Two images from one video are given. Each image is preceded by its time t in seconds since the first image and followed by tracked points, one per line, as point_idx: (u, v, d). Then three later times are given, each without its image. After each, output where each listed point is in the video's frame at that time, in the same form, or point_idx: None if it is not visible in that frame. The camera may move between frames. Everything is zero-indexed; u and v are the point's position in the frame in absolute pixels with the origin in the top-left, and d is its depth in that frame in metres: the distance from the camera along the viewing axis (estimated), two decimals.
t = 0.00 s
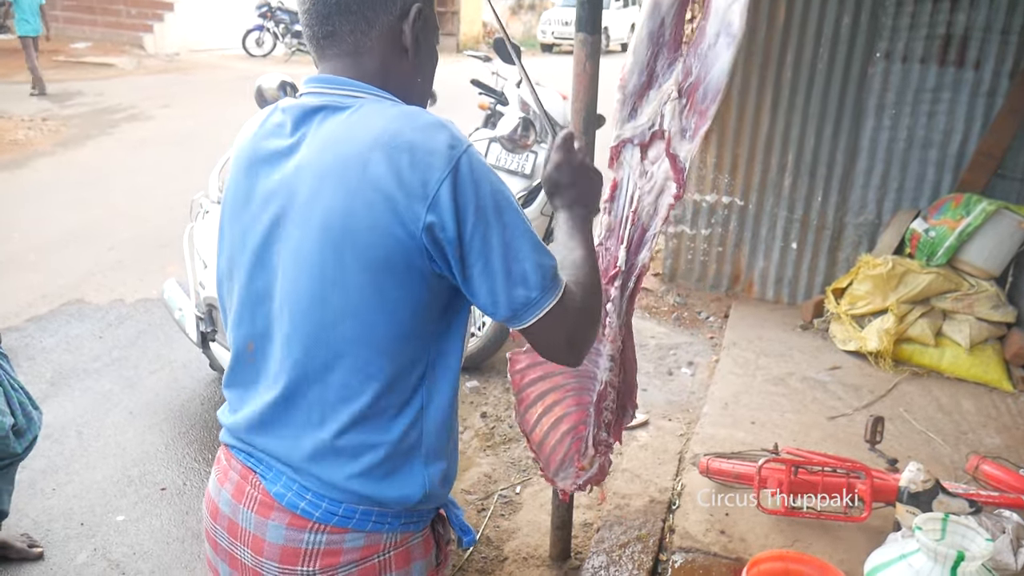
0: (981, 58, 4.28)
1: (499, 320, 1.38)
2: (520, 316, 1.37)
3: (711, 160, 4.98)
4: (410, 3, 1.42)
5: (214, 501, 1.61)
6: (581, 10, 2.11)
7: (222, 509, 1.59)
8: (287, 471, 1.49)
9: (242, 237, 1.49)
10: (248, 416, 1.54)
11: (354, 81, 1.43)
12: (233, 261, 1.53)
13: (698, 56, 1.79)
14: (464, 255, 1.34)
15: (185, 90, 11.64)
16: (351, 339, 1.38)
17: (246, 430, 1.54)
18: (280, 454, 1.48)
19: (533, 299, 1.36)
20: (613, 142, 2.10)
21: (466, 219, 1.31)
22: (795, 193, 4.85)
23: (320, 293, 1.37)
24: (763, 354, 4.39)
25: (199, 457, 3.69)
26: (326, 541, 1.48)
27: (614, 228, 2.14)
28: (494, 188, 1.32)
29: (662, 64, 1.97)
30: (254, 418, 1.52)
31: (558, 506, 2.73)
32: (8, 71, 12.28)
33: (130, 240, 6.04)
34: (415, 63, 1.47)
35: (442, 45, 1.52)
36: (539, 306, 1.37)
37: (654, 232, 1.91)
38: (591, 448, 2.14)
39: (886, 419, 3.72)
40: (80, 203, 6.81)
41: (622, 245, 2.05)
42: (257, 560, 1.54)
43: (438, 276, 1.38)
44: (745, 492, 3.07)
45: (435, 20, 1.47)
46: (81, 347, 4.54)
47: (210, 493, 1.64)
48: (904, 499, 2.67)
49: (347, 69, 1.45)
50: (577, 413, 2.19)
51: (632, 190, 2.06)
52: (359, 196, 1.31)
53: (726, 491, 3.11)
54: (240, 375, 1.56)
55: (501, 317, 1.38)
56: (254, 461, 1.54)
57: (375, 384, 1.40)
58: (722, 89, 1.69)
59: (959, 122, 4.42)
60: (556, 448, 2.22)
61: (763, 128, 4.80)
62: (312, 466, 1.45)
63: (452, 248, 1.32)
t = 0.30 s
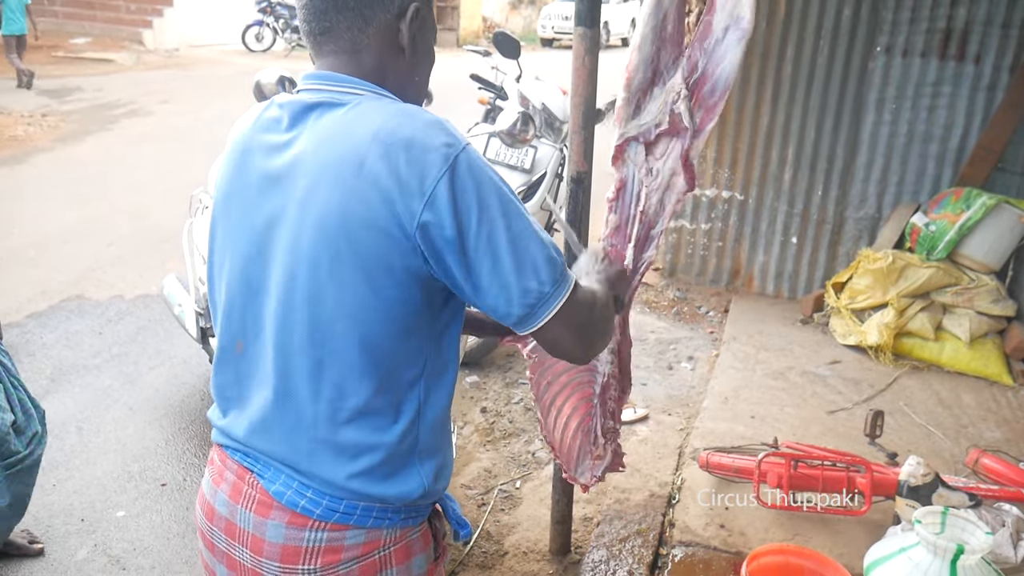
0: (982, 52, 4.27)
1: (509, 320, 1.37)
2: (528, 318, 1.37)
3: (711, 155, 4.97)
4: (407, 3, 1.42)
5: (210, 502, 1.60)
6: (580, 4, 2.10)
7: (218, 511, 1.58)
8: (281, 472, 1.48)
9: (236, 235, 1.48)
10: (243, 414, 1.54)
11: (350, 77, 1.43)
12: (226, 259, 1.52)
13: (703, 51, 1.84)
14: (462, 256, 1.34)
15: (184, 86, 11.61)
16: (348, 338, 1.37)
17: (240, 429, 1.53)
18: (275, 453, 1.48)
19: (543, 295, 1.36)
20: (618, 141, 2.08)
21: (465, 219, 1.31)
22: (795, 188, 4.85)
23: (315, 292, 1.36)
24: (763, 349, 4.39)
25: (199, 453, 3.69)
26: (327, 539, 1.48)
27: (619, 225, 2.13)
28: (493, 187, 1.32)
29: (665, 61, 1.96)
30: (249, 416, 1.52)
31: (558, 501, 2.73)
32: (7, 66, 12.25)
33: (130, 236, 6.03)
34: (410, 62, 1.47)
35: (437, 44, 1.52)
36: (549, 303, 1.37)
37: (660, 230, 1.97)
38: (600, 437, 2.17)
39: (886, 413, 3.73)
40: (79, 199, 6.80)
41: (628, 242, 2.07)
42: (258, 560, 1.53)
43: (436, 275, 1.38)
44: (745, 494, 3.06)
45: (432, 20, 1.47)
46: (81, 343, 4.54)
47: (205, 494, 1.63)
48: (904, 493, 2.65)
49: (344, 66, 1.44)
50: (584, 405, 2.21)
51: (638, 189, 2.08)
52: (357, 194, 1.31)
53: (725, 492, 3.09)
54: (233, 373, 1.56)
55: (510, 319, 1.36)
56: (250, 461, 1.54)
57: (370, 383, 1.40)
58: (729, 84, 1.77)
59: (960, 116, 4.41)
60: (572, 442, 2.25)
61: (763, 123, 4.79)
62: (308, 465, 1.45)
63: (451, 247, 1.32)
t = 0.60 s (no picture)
0: (978, 46, 4.28)
1: (511, 326, 1.41)
2: (533, 322, 1.41)
3: (708, 150, 4.97)
4: (412, 3, 1.42)
5: (204, 503, 1.60)
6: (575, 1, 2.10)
7: (213, 511, 1.58)
8: (278, 471, 1.48)
9: (235, 231, 1.46)
10: (238, 413, 1.52)
11: (354, 77, 1.43)
12: (224, 255, 1.50)
13: (693, 49, 1.81)
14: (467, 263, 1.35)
15: (180, 83, 11.58)
16: (350, 341, 1.37)
17: (235, 428, 1.52)
18: (271, 453, 1.48)
19: (545, 303, 1.40)
20: (616, 138, 2.12)
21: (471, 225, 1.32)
22: (792, 183, 4.85)
23: (317, 293, 1.36)
24: (761, 344, 4.40)
25: (196, 451, 3.69)
26: (325, 538, 1.48)
27: (619, 225, 2.18)
28: (501, 196, 1.33)
29: (660, 59, 1.97)
30: (246, 415, 1.51)
31: (556, 497, 2.73)
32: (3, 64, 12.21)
33: (127, 234, 6.02)
34: (414, 63, 1.47)
35: (440, 45, 1.53)
36: (551, 310, 1.41)
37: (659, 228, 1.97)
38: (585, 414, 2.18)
39: (883, 408, 3.73)
40: (75, 197, 6.79)
41: (627, 241, 2.12)
42: (254, 560, 1.53)
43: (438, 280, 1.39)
44: (745, 494, 3.04)
45: (436, 20, 1.48)
46: (77, 342, 4.53)
47: (199, 495, 1.63)
48: (902, 488, 2.68)
49: (347, 64, 1.44)
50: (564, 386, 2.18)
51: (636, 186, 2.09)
52: (365, 195, 1.30)
53: (725, 493, 3.07)
54: (228, 370, 1.55)
55: (517, 322, 1.39)
56: (246, 461, 1.53)
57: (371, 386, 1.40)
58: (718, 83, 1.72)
59: (956, 111, 4.41)
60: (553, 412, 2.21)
61: (760, 118, 4.79)
62: (307, 465, 1.44)
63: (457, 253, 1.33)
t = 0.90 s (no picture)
0: (977, 44, 4.27)
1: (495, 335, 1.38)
2: (528, 334, 1.38)
3: (707, 149, 4.96)
4: (436, 6, 1.42)
5: (206, 501, 1.60)
6: None
7: (215, 509, 1.58)
8: (281, 469, 1.48)
9: (245, 227, 1.46)
10: (244, 410, 1.52)
11: (374, 78, 1.42)
12: (233, 251, 1.49)
13: (699, 45, 1.78)
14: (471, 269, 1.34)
15: (178, 81, 11.56)
16: (358, 341, 1.36)
17: (241, 425, 1.52)
18: (276, 451, 1.47)
19: (530, 321, 1.37)
20: (620, 132, 2.12)
21: (481, 230, 1.31)
22: (792, 181, 4.84)
23: (325, 291, 1.35)
24: (761, 343, 4.39)
25: (195, 450, 3.68)
26: (326, 538, 1.48)
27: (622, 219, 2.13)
28: (511, 203, 1.33)
29: (662, 52, 1.98)
30: (252, 412, 1.50)
31: (556, 496, 2.73)
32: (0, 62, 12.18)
33: (125, 233, 6.01)
34: (435, 67, 1.47)
35: (463, 49, 1.52)
36: (535, 328, 1.38)
37: (658, 221, 1.85)
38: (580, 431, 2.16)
39: (883, 406, 3.73)
40: (74, 195, 6.77)
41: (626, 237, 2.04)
42: (255, 559, 1.53)
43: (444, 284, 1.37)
44: (744, 494, 3.03)
45: (461, 25, 1.46)
46: (76, 340, 4.52)
47: (201, 492, 1.62)
48: (902, 487, 2.67)
49: (366, 63, 1.44)
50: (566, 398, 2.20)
51: (639, 178, 2.06)
52: (377, 196, 1.30)
53: (725, 492, 3.06)
54: (234, 366, 1.55)
55: (496, 333, 1.38)
56: (248, 459, 1.53)
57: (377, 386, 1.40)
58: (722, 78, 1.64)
59: (956, 109, 4.40)
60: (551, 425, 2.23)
61: (759, 116, 4.78)
62: (312, 463, 1.44)
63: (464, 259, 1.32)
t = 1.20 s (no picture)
0: (980, 41, 4.26)
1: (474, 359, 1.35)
2: (505, 358, 1.34)
3: (709, 146, 4.94)
4: (453, 8, 1.42)
5: (218, 501, 1.59)
6: None
7: (227, 508, 1.57)
8: (293, 468, 1.47)
9: (252, 224, 1.45)
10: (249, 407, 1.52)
11: (387, 77, 1.42)
12: (241, 247, 1.49)
13: (707, 41, 1.84)
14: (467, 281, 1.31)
15: (178, 77, 11.54)
16: (359, 344, 1.36)
17: (247, 422, 1.52)
18: (282, 449, 1.47)
19: (518, 344, 1.33)
20: (618, 124, 2.05)
21: (479, 241, 1.28)
22: (793, 178, 4.83)
23: (327, 292, 1.35)
24: (762, 340, 4.39)
25: (196, 446, 3.68)
26: (339, 536, 1.47)
27: (610, 210, 2.15)
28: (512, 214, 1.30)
29: (671, 46, 1.95)
30: (257, 409, 1.50)
31: (557, 494, 2.73)
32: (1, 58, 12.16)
33: (126, 229, 6.00)
34: (448, 68, 1.47)
35: (477, 51, 1.52)
36: (518, 355, 1.34)
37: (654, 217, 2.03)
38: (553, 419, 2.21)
39: (884, 403, 3.73)
40: (74, 191, 6.76)
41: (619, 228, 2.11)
42: (268, 559, 1.52)
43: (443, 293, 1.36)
44: (745, 494, 3.02)
45: (476, 28, 1.47)
46: (76, 337, 4.52)
47: (212, 492, 1.62)
48: (904, 485, 2.64)
49: (379, 62, 1.43)
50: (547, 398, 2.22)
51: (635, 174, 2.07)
52: (380, 201, 1.29)
53: (725, 493, 3.05)
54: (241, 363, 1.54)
55: (478, 357, 1.34)
56: (260, 458, 1.52)
57: (380, 389, 1.39)
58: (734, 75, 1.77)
59: (958, 105, 4.40)
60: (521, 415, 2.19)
61: (761, 113, 4.76)
62: (316, 462, 1.44)
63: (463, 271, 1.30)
